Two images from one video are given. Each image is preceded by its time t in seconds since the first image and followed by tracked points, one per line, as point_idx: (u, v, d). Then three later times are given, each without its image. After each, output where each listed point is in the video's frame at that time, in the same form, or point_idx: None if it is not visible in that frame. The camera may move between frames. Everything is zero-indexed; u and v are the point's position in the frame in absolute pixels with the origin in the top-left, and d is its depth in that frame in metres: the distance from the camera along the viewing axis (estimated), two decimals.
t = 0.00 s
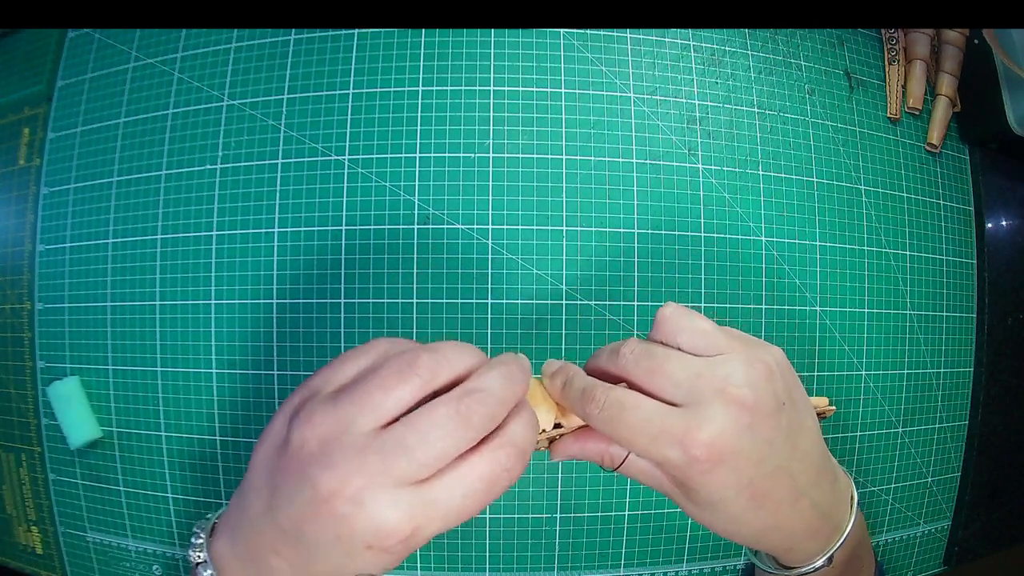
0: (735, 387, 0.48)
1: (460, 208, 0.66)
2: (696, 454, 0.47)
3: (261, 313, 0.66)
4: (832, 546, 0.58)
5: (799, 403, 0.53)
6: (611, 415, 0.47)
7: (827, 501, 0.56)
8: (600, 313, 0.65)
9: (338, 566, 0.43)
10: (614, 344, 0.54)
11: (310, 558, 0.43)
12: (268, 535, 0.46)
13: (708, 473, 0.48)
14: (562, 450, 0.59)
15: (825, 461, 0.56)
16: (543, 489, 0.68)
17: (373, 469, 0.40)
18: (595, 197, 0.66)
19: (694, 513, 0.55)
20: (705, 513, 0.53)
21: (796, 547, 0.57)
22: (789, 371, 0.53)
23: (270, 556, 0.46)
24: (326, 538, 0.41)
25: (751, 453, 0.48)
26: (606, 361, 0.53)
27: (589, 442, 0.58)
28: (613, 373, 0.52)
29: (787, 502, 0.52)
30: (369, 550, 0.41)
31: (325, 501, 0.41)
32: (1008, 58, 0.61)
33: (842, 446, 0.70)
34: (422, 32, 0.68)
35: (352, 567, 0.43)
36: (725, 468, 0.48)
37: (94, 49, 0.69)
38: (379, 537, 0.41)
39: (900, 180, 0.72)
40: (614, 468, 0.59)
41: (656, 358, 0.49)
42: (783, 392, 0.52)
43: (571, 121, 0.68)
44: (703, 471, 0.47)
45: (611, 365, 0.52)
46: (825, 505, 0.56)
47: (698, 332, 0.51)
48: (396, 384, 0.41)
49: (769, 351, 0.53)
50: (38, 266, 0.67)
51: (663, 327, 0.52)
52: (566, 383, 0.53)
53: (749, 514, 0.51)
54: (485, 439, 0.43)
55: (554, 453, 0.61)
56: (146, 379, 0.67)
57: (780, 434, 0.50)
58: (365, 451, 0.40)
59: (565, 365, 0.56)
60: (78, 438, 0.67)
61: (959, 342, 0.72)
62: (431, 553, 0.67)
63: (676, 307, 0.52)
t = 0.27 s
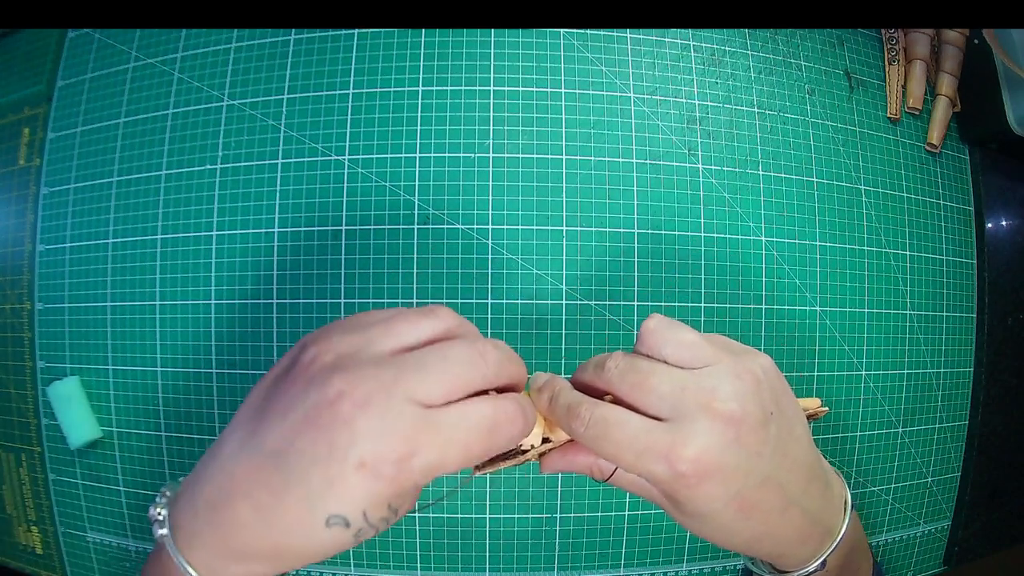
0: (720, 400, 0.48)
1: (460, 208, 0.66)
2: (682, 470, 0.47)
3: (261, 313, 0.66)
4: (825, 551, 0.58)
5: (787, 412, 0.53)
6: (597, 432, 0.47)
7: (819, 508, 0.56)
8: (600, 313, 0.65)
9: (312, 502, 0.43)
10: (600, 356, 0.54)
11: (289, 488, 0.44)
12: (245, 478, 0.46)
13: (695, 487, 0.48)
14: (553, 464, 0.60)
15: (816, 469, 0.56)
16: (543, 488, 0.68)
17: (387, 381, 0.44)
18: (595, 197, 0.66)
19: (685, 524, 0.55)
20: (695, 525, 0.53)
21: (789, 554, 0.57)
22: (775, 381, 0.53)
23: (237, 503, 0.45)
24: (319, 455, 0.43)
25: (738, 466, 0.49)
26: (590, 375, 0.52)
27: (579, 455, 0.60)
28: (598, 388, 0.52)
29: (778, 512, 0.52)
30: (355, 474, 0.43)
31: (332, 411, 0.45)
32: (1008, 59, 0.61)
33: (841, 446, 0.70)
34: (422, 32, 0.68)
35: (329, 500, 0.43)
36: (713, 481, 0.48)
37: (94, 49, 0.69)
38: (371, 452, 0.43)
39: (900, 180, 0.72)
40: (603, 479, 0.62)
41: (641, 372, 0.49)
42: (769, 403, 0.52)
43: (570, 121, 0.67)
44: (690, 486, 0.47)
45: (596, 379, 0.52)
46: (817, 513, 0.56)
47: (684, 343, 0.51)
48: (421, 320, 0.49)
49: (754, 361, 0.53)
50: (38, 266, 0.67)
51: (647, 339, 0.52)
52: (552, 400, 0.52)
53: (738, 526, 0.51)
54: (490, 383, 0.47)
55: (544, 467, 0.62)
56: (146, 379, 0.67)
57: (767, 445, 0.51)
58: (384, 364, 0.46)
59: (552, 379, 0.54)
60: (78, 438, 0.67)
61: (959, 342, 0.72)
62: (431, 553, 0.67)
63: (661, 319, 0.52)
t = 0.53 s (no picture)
0: (715, 417, 0.48)
1: (460, 208, 0.66)
2: (678, 489, 0.47)
3: (261, 313, 0.66)
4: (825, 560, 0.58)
5: (781, 423, 0.54)
6: (590, 453, 0.47)
7: (815, 518, 0.57)
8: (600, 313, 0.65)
9: (299, 506, 0.44)
10: (592, 372, 0.54)
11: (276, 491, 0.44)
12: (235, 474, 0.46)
13: (692, 505, 0.48)
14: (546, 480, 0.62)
15: (813, 479, 0.56)
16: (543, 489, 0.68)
17: (383, 388, 0.44)
18: (595, 196, 0.66)
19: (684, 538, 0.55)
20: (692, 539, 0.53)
21: (786, 564, 0.57)
22: (768, 392, 0.54)
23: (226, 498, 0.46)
24: (309, 459, 0.44)
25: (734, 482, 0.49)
26: (581, 393, 0.52)
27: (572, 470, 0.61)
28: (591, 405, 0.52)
29: (775, 524, 0.53)
30: (343, 482, 0.43)
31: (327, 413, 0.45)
32: (1007, 59, 0.61)
33: (841, 446, 0.70)
34: (422, 32, 0.68)
35: (314, 505, 0.43)
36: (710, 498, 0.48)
37: (94, 49, 0.69)
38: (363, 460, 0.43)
39: (900, 180, 0.72)
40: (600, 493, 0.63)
41: (633, 390, 0.49)
42: (764, 415, 0.52)
43: (570, 121, 0.68)
44: (687, 504, 0.48)
45: (589, 396, 0.52)
46: (815, 521, 0.56)
47: (677, 358, 0.51)
48: (423, 328, 0.49)
49: (747, 374, 0.53)
50: (38, 266, 0.67)
51: (639, 356, 0.52)
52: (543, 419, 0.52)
53: (736, 540, 0.52)
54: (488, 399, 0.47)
55: (536, 482, 0.63)
56: (146, 379, 0.67)
57: (763, 459, 0.51)
58: (382, 369, 0.46)
59: (542, 397, 0.54)
60: (78, 438, 0.67)
61: (958, 342, 0.72)
62: (431, 553, 0.67)
63: (653, 334, 0.52)
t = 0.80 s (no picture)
0: (726, 420, 0.50)
1: (460, 208, 0.66)
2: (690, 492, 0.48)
3: (261, 313, 0.66)
4: (833, 561, 0.58)
5: (790, 424, 0.55)
6: (600, 456, 0.47)
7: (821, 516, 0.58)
8: (600, 313, 0.65)
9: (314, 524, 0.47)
10: (602, 374, 0.54)
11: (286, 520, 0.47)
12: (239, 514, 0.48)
13: (702, 507, 0.49)
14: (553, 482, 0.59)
15: (821, 478, 0.57)
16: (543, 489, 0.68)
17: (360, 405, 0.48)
18: (595, 196, 0.66)
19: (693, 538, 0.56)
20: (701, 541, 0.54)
21: (795, 564, 0.58)
22: (776, 394, 0.55)
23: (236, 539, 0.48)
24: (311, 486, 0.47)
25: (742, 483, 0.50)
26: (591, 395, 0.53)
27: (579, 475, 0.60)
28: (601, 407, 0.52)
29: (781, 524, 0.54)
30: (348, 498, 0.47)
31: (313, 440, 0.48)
32: (1006, 59, 0.62)
33: (841, 446, 0.70)
34: (423, 32, 0.68)
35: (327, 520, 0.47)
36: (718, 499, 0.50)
37: (95, 49, 0.68)
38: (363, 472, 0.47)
39: (900, 180, 0.72)
40: (608, 498, 0.66)
41: (645, 393, 0.49)
42: (771, 416, 0.53)
43: (570, 121, 0.68)
44: (698, 506, 0.49)
45: (598, 399, 0.52)
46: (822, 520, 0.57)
47: (687, 361, 0.52)
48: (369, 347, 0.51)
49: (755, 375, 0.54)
50: (38, 266, 0.67)
51: (649, 357, 0.52)
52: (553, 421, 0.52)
53: (744, 541, 0.53)
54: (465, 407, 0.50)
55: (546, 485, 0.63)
56: (146, 379, 0.67)
57: (773, 460, 0.52)
58: (352, 394, 0.49)
59: (550, 399, 0.55)
60: (78, 438, 0.67)
61: (958, 342, 0.72)
62: (431, 553, 0.67)
63: (662, 336, 0.52)
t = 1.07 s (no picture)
0: (723, 423, 0.48)
1: (460, 208, 0.66)
2: (686, 495, 0.47)
3: (261, 313, 0.66)
4: (832, 561, 0.58)
5: (789, 425, 0.54)
6: (596, 459, 0.47)
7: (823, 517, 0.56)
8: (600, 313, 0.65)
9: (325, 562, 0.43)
10: (597, 377, 0.53)
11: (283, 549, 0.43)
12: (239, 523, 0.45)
13: (700, 510, 0.48)
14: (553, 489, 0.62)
15: (820, 479, 0.56)
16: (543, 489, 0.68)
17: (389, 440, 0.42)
18: (595, 196, 0.66)
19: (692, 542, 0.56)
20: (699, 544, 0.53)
21: (796, 564, 0.57)
22: (775, 395, 0.53)
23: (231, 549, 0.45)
24: (314, 518, 0.42)
25: (740, 486, 0.49)
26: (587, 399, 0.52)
27: (578, 478, 0.61)
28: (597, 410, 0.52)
29: (782, 526, 0.53)
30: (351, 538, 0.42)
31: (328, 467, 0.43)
32: (1007, 60, 0.61)
33: (841, 446, 0.70)
34: (423, 32, 0.68)
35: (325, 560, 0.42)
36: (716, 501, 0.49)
37: (94, 49, 0.69)
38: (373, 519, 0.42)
39: (900, 180, 0.72)
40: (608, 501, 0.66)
41: (640, 396, 0.49)
42: (769, 415, 0.52)
43: (570, 121, 0.67)
44: (695, 510, 0.48)
45: (594, 402, 0.52)
46: (824, 521, 0.56)
47: (682, 362, 0.51)
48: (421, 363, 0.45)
49: (753, 377, 0.53)
50: (37, 266, 0.67)
51: (644, 360, 0.52)
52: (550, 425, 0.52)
53: (744, 544, 0.52)
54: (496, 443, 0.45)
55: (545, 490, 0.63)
56: (146, 379, 0.67)
57: (771, 462, 0.51)
58: (383, 423, 0.43)
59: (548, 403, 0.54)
60: (78, 438, 0.67)
61: (959, 342, 0.72)
62: (431, 553, 0.67)
63: (658, 338, 0.51)
